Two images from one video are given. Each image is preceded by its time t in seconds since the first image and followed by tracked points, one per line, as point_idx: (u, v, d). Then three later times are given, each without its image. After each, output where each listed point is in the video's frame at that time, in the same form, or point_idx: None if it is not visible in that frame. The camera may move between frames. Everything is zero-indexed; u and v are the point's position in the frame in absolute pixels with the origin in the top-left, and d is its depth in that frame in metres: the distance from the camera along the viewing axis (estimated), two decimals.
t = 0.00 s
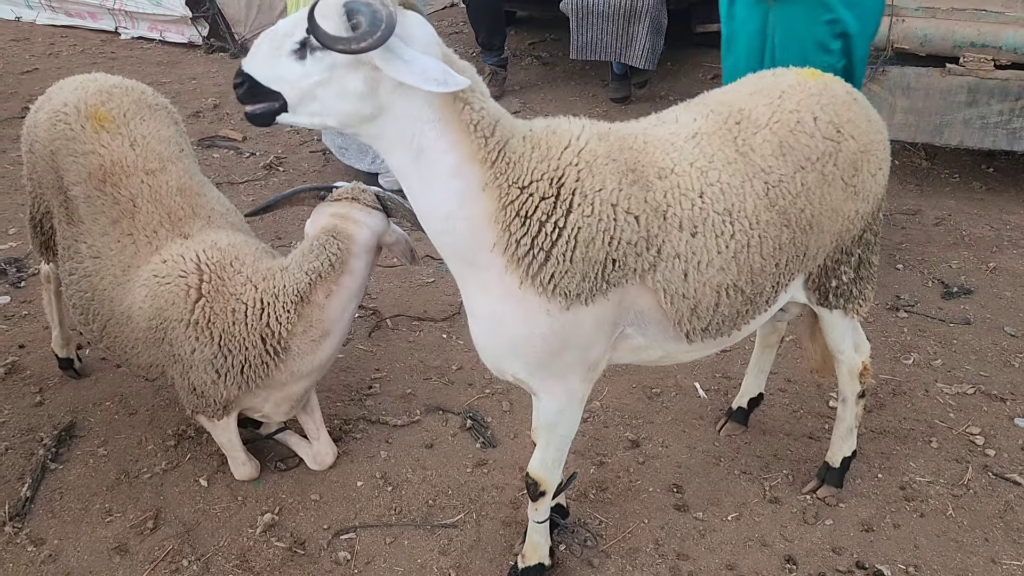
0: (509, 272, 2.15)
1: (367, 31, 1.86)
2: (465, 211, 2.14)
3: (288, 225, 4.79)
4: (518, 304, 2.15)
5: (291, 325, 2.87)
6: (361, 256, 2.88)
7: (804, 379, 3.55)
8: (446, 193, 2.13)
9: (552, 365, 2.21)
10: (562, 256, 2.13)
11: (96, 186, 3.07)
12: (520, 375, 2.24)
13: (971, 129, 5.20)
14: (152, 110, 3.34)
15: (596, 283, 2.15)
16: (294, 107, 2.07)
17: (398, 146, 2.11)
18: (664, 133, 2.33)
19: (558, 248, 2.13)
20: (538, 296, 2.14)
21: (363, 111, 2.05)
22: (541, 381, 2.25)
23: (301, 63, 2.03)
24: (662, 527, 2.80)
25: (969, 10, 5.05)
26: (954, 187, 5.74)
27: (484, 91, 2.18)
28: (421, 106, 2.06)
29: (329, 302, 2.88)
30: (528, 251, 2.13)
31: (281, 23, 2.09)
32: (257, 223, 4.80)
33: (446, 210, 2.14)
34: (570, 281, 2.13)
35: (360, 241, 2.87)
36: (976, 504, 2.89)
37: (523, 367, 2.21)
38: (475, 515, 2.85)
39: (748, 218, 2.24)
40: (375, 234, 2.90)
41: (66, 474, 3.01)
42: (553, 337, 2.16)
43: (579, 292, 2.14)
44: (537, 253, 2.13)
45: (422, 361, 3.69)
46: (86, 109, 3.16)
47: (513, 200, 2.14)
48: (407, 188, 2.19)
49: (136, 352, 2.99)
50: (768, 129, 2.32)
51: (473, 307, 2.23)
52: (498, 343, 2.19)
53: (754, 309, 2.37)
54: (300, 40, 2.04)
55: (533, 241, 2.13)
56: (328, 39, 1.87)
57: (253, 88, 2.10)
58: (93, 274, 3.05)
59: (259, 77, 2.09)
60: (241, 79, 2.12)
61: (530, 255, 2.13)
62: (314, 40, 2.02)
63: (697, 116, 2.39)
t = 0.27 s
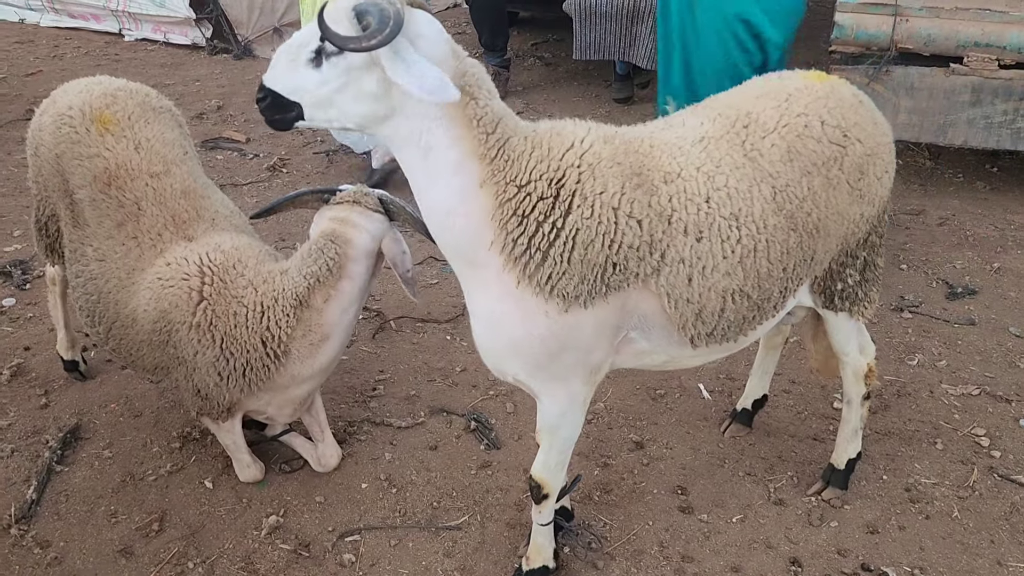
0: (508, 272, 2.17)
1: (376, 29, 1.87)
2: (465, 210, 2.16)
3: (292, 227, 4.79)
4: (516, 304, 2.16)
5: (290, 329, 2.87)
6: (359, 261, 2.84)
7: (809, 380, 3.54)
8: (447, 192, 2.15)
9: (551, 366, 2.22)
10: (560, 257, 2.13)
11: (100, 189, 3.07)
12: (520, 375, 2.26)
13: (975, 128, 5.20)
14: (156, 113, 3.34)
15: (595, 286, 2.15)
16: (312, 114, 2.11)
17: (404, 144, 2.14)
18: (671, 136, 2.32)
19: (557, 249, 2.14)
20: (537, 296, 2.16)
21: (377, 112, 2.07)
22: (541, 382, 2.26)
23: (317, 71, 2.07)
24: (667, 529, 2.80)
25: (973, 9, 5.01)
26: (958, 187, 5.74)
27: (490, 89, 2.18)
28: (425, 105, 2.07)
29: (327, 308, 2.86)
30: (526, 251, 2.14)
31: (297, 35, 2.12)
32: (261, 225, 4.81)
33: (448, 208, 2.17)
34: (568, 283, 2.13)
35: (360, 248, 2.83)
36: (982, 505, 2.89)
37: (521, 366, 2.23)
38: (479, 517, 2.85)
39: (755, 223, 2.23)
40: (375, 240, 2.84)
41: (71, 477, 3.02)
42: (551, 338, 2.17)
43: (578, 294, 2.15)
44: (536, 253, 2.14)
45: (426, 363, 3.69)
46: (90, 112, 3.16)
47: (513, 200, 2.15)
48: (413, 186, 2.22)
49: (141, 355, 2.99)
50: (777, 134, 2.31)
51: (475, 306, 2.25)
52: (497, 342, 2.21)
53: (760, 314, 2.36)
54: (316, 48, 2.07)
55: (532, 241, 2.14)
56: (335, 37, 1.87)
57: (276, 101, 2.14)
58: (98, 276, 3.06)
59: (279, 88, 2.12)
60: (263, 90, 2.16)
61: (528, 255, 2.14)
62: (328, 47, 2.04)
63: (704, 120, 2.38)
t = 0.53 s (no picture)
0: (506, 272, 2.17)
1: (376, 31, 1.87)
2: (463, 209, 2.16)
3: (295, 227, 4.79)
4: (514, 303, 2.16)
5: (286, 327, 2.86)
6: (340, 258, 2.84)
7: (812, 380, 3.54)
8: (445, 191, 2.15)
9: (550, 367, 2.21)
10: (557, 257, 2.13)
11: (103, 190, 3.07)
12: (518, 375, 2.26)
13: (979, 127, 5.19)
14: (159, 114, 3.34)
15: (594, 286, 2.15)
16: (312, 116, 2.10)
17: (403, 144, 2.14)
18: (673, 136, 2.31)
19: (554, 248, 2.13)
20: (534, 296, 2.16)
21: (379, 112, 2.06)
22: (540, 382, 2.25)
23: (317, 73, 2.06)
24: (670, 530, 2.79)
25: (976, 8, 4.98)
26: (962, 186, 5.72)
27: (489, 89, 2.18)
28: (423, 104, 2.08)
29: (318, 302, 2.86)
30: (524, 251, 2.14)
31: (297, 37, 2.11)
32: (263, 226, 4.81)
33: (447, 208, 2.16)
34: (565, 282, 2.13)
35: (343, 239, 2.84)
36: (986, 505, 2.88)
37: (520, 366, 2.23)
38: (482, 517, 2.84)
39: (756, 224, 2.23)
40: (355, 239, 2.85)
41: (74, 478, 3.02)
42: (549, 338, 2.17)
43: (576, 294, 2.14)
44: (533, 252, 2.14)
45: (428, 364, 3.69)
46: (93, 113, 3.16)
47: (510, 199, 2.14)
48: (412, 185, 2.22)
49: (143, 356, 2.99)
50: (780, 134, 2.30)
51: (474, 306, 2.24)
52: (496, 341, 2.21)
53: (763, 316, 2.36)
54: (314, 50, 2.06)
55: (530, 241, 2.14)
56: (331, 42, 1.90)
57: (277, 104, 2.13)
58: (100, 278, 3.05)
59: (280, 90, 2.11)
60: (263, 92, 2.15)
61: (526, 255, 2.14)
62: (327, 50, 2.03)
63: (707, 119, 2.36)
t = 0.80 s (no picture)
0: (504, 270, 2.16)
1: (370, 28, 1.88)
2: (462, 207, 2.15)
3: (294, 228, 4.79)
4: (513, 301, 2.16)
5: (279, 332, 2.87)
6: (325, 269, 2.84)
7: (813, 378, 3.53)
8: (444, 189, 2.14)
9: (549, 365, 2.21)
10: (555, 255, 2.13)
11: (99, 189, 3.07)
12: (517, 373, 2.25)
13: (979, 125, 5.19)
14: (154, 113, 3.35)
15: (592, 284, 2.15)
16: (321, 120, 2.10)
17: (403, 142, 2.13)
18: (672, 134, 2.31)
19: (552, 247, 2.13)
20: (532, 295, 2.16)
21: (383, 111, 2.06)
22: (539, 380, 2.25)
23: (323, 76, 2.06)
24: (671, 529, 2.79)
25: (976, 5, 4.99)
26: (963, 184, 5.72)
27: (491, 88, 2.17)
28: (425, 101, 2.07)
29: (309, 311, 2.87)
30: (522, 249, 2.14)
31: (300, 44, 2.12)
32: (263, 227, 4.81)
33: (445, 206, 2.16)
34: (563, 281, 2.13)
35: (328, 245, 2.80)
36: (988, 503, 2.88)
37: (519, 364, 2.22)
38: (482, 518, 2.84)
39: (755, 222, 2.22)
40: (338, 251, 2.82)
41: (74, 480, 3.02)
42: (548, 336, 2.17)
43: (574, 292, 2.14)
44: (530, 251, 2.14)
45: (428, 364, 3.68)
46: (88, 112, 3.17)
47: (509, 198, 2.14)
48: (412, 184, 2.22)
49: (142, 356, 2.98)
50: (780, 132, 2.29)
51: (473, 304, 2.24)
52: (494, 340, 2.20)
53: (762, 315, 2.35)
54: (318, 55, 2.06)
55: (529, 239, 2.14)
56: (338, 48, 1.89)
57: (286, 112, 2.13)
58: (97, 277, 3.05)
59: (288, 97, 2.11)
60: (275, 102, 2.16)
61: (524, 253, 2.14)
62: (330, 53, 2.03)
63: (707, 117, 2.35)
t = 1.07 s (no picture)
0: (497, 267, 2.16)
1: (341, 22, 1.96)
2: (457, 202, 2.15)
3: (291, 228, 4.79)
4: (507, 299, 2.16)
5: (266, 343, 2.85)
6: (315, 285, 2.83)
7: (811, 376, 3.53)
8: (440, 183, 2.15)
9: (543, 363, 2.21)
10: (549, 253, 2.13)
11: (92, 188, 3.06)
12: (512, 371, 2.25)
13: (976, 122, 5.19)
14: (147, 111, 3.35)
15: (586, 284, 2.14)
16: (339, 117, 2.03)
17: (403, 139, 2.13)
18: (671, 134, 2.31)
19: (546, 245, 2.13)
20: (526, 293, 2.15)
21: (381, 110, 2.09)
22: (533, 378, 2.25)
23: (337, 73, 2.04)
24: (668, 528, 2.78)
25: (973, 2, 4.97)
26: (960, 181, 5.72)
27: (493, 84, 2.15)
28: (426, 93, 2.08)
29: (295, 326, 2.87)
30: (516, 247, 2.13)
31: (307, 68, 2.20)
32: (260, 227, 4.80)
33: (442, 202, 2.16)
34: (557, 280, 2.12)
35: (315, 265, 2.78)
36: (985, 500, 2.88)
37: (513, 362, 2.22)
38: (480, 517, 2.84)
39: (753, 222, 2.22)
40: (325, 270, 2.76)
41: (71, 481, 3.02)
42: (541, 335, 2.16)
43: (569, 291, 2.14)
44: (524, 248, 2.13)
45: (426, 363, 3.68)
46: (81, 110, 3.17)
47: (504, 194, 2.13)
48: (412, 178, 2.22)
49: (136, 354, 2.98)
50: (779, 131, 2.29)
51: (469, 301, 2.24)
52: (488, 336, 2.21)
53: (760, 315, 2.35)
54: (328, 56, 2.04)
55: (524, 237, 2.13)
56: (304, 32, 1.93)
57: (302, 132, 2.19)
58: (92, 275, 3.04)
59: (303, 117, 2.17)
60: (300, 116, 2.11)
61: (518, 251, 2.13)
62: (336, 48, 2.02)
63: (705, 116, 2.35)
